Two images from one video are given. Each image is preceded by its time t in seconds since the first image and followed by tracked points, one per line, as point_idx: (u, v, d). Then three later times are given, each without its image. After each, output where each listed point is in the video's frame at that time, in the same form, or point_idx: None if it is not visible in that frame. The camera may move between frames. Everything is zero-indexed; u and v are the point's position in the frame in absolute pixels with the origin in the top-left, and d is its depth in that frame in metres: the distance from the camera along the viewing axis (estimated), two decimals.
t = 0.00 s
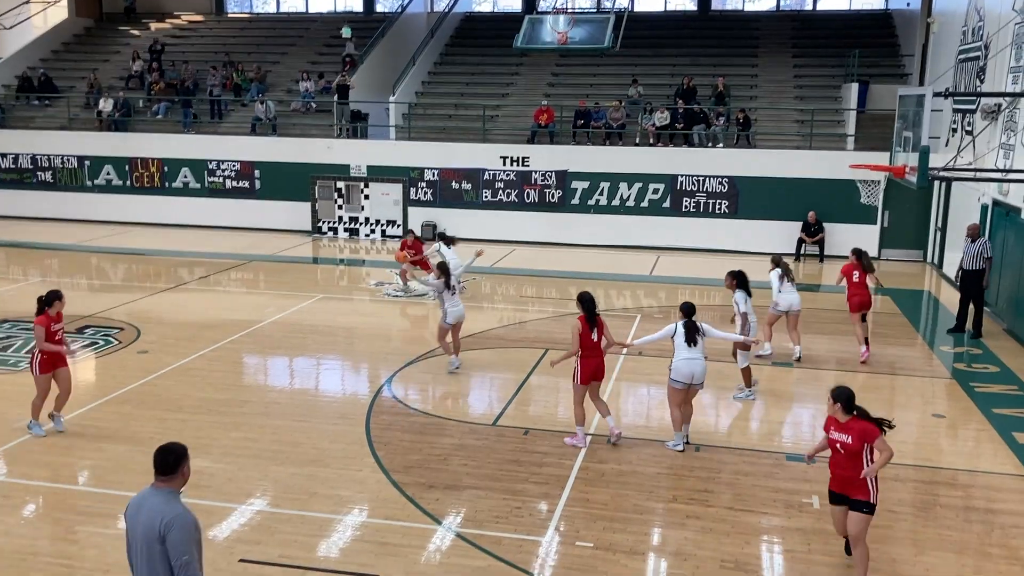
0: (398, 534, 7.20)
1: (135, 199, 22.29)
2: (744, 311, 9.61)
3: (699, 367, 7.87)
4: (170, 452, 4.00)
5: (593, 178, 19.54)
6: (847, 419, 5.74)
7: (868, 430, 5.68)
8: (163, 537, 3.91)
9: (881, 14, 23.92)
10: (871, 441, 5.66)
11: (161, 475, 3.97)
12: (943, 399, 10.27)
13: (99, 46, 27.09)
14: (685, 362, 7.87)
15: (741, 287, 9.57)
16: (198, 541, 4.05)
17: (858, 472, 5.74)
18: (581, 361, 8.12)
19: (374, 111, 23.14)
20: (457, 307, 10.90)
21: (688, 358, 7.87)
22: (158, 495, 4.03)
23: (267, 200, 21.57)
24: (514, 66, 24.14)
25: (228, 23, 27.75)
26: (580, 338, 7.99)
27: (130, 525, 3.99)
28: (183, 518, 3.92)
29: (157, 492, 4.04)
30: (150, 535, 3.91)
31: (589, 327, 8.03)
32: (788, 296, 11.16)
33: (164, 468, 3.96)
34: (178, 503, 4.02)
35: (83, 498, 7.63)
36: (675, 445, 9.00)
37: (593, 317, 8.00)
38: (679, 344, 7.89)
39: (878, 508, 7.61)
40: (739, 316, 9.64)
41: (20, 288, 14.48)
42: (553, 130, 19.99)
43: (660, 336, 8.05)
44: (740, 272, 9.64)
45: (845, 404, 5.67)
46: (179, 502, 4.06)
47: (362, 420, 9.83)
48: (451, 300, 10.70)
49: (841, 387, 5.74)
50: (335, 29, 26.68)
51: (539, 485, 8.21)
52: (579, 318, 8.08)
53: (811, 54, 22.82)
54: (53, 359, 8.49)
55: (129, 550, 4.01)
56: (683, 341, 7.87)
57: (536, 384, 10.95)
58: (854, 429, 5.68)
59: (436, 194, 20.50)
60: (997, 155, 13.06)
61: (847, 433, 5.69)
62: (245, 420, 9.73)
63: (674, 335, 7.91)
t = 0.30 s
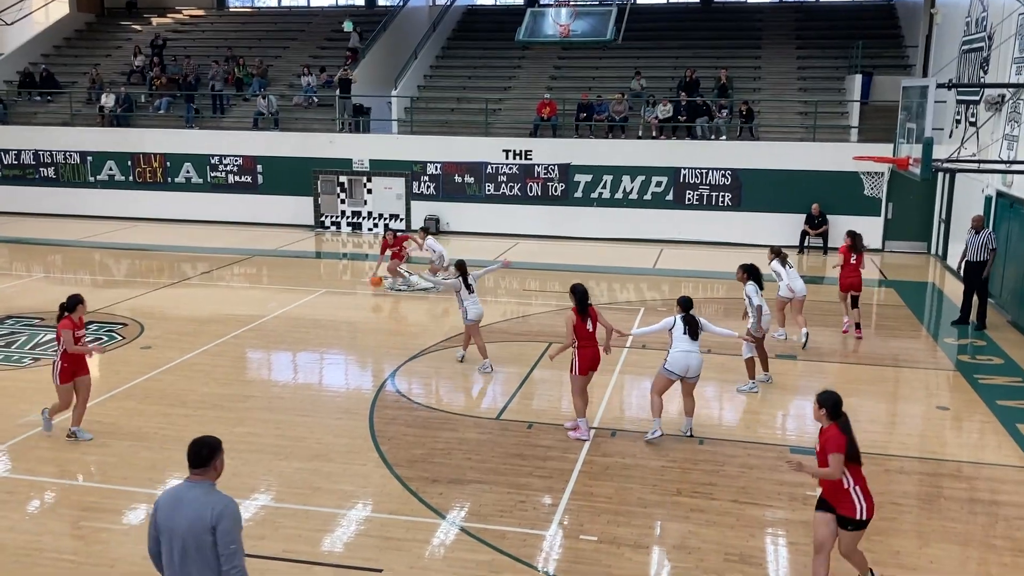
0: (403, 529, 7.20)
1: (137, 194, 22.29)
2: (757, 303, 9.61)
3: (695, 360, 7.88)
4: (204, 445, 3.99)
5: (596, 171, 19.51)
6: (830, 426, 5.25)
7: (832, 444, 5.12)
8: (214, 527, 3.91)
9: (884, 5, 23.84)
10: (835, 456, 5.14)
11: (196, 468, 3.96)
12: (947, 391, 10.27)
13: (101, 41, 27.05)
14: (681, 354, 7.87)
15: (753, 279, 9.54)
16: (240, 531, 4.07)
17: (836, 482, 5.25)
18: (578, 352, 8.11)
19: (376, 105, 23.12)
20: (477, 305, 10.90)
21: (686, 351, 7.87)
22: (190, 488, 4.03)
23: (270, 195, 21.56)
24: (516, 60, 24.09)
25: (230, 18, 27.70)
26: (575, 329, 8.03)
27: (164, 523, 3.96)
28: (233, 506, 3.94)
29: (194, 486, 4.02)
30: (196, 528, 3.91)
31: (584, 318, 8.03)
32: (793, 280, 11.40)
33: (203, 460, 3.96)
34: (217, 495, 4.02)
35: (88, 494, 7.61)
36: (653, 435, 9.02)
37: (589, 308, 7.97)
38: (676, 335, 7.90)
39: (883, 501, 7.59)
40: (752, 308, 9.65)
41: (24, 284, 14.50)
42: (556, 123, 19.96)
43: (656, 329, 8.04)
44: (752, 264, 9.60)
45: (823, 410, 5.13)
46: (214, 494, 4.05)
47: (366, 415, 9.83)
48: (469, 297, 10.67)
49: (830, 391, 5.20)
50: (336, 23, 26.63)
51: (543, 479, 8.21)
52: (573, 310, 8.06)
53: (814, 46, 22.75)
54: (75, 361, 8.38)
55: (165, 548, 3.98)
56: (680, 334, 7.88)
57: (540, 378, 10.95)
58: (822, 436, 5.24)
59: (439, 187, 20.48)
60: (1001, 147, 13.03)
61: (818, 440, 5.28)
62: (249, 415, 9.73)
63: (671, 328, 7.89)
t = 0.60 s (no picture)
0: (410, 522, 7.22)
1: (145, 187, 22.33)
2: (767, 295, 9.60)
3: (685, 363, 7.82)
4: (253, 443, 3.77)
5: (603, 164, 19.48)
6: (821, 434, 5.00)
7: (818, 453, 4.88)
8: (283, 525, 3.75)
9: None
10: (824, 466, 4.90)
11: (250, 468, 3.74)
12: (955, 385, 10.25)
13: (108, 35, 27.07)
14: (672, 359, 7.84)
15: (763, 270, 9.53)
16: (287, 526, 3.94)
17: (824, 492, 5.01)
18: (587, 344, 8.08)
19: (382, 99, 23.13)
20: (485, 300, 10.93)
21: (676, 355, 7.84)
22: (240, 490, 3.80)
23: (276, 189, 21.59)
24: (522, 53, 24.04)
25: (237, 11, 27.67)
26: (587, 321, 7.98)
27: (218, 528, 3.72)
28: (296, 500, 3.81)
29: (245, 487, 3.79)
30: (262, 529, 3.72)
31: (593, 310, 8.02)
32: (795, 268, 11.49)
33: (258, 459, 3.75)
34: (268, 493, 3.83)
35: (98, 486, 7.64)
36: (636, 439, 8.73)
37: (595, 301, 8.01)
38: (668, 340, 7.89)
39: (890, 494, 7.59)
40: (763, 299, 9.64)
41: (33, 278, 14.55)
42: (563, 116, 19.93)
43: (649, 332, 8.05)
44: (761, 257, 9.60)
45: (810, 418, 4.90)
46: (262, 493, 3.84)
47: (373, 408, 9.85)
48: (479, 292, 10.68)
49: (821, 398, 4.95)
50: (343, 16, 26.58)
51: (550, 472, 8.22)
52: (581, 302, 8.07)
53: (822, 39, 22.65)
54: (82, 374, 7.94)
55: (217, 553, 3.73)
56: (672, 338, 7.87)
57: (547, 371, 10.95)
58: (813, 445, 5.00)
59: (445, 181, 20.47)
60: (1009, 140, 12.96)
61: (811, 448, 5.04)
62: (258, 408, 9.75)
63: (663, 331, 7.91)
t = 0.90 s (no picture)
0: (420, 512, 7.25)
1: (157, 178, 22.41)
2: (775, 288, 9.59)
3: (683, 358, 7.77)
4: (280, 438, 3.79)
5: (614, 156, 19.43)
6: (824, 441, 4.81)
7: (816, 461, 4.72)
8: (317, 516, 3.79)
9: None
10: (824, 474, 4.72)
11: (278, 463, 3.75)
12: (967, 379, 10.20)
13: (120, 26, 27.12)
14: (668, 353, 7.80)
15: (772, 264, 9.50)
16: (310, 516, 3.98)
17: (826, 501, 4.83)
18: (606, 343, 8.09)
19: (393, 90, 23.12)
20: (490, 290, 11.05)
21: (672, 350, 7.79)
22: (268, 485, 3.80)
23: (287, 180, 21.64)
24: (533, 44, 23.98)
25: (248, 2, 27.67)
26: (607, 320, 7.98)
27: (252, 522, 3.73)
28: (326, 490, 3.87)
29: (275, 482, 3.80)
30: (298, 521, 3.76)
31: (612, 308, 8.01)
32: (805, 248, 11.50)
33: (285, 454, 3.77)
34: (295, 486, 3.86)
35: (111, 476, 7.70)
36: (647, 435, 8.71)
37: (614, 298, 7.99)
38: (664, 335, 7.86)
39: (899, 488, 7.57)
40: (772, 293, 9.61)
41: (46, 268, 14.64)
42: (574, 108, 19.88)
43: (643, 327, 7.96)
44: (770, 251, 9.56)
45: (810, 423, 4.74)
46: (290, 486, 3.87)
47: (384, 399, 9.89)
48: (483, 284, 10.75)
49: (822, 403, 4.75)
50: (354, 7, 26.54)
51: (559, 464, 8.23)
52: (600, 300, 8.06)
53: (835, 30, 22.49)
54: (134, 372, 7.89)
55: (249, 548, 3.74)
56: (668, 332, 7.82)
57: (557, 363, 10.96)
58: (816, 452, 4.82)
59: (456, 172, 20.47)
60: None
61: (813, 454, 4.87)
62: (269, 399, 9.79)
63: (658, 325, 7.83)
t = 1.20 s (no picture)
0: (428, 503, 7.26)
1: (165, 168, 22.45)
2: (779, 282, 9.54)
3: (714, 352, 7.78)
4: (280, 433, 3.78)
5: (623, 148, 19.39)
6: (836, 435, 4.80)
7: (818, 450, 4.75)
8: (320, 510, 3.79)
9: None
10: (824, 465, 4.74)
11: (278, 458, 3.74)
12: (976, 373, 10.17)
13: (130, 16, 27.11)
14: (699, 348, 7.77)
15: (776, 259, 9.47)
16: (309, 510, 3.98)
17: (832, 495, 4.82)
18: (628, 339, 8.06)
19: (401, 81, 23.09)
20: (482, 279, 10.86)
21: (702, 343, 7.78)
22: (269, 480, 3.79)
23: (295, 171, 21.65)
24: (543, 35, 23.91)
25: None
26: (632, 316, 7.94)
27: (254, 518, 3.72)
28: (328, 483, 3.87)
29: (275, 478, 3.80)
30: (301, 516, 3.75)
31: (634, 304, 8.01)
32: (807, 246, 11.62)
33: (285, 449, 3.76)
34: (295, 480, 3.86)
35: (121, 464, 7.73)
36: (657, 428, 8.65)
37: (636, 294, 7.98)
38: (691, 330, 7.87)
39: (908, 482, 7.56)
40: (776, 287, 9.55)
41: (57, 257, 14.68)
42: (583, 100, 19.84)
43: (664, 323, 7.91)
44: (773, 245, 9.54)
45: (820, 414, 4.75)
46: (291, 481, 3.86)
47: (392, 389, 9.90)
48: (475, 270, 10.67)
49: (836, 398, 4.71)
50: None
51: (568, 455, 8.23)
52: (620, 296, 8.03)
53: (845, 22, 22.38)
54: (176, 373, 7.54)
55: (252, 544, 3.73)
56: (696, 327, 7.84)
57: (565, 355, 10.96)
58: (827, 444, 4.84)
59: (465, 164, 20.45)
60: None
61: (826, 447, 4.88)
62: (278, 389, 9.81)
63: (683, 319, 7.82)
